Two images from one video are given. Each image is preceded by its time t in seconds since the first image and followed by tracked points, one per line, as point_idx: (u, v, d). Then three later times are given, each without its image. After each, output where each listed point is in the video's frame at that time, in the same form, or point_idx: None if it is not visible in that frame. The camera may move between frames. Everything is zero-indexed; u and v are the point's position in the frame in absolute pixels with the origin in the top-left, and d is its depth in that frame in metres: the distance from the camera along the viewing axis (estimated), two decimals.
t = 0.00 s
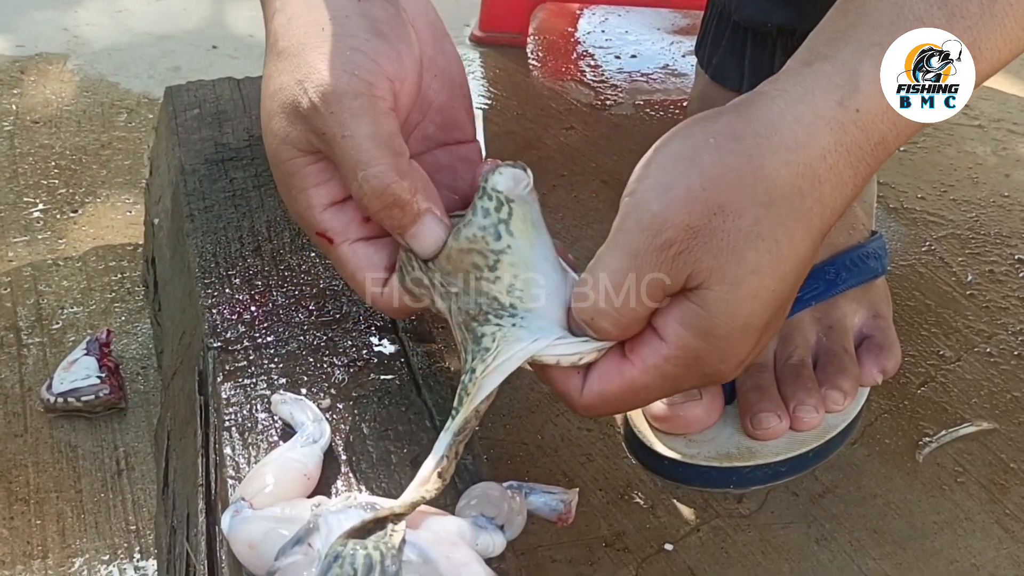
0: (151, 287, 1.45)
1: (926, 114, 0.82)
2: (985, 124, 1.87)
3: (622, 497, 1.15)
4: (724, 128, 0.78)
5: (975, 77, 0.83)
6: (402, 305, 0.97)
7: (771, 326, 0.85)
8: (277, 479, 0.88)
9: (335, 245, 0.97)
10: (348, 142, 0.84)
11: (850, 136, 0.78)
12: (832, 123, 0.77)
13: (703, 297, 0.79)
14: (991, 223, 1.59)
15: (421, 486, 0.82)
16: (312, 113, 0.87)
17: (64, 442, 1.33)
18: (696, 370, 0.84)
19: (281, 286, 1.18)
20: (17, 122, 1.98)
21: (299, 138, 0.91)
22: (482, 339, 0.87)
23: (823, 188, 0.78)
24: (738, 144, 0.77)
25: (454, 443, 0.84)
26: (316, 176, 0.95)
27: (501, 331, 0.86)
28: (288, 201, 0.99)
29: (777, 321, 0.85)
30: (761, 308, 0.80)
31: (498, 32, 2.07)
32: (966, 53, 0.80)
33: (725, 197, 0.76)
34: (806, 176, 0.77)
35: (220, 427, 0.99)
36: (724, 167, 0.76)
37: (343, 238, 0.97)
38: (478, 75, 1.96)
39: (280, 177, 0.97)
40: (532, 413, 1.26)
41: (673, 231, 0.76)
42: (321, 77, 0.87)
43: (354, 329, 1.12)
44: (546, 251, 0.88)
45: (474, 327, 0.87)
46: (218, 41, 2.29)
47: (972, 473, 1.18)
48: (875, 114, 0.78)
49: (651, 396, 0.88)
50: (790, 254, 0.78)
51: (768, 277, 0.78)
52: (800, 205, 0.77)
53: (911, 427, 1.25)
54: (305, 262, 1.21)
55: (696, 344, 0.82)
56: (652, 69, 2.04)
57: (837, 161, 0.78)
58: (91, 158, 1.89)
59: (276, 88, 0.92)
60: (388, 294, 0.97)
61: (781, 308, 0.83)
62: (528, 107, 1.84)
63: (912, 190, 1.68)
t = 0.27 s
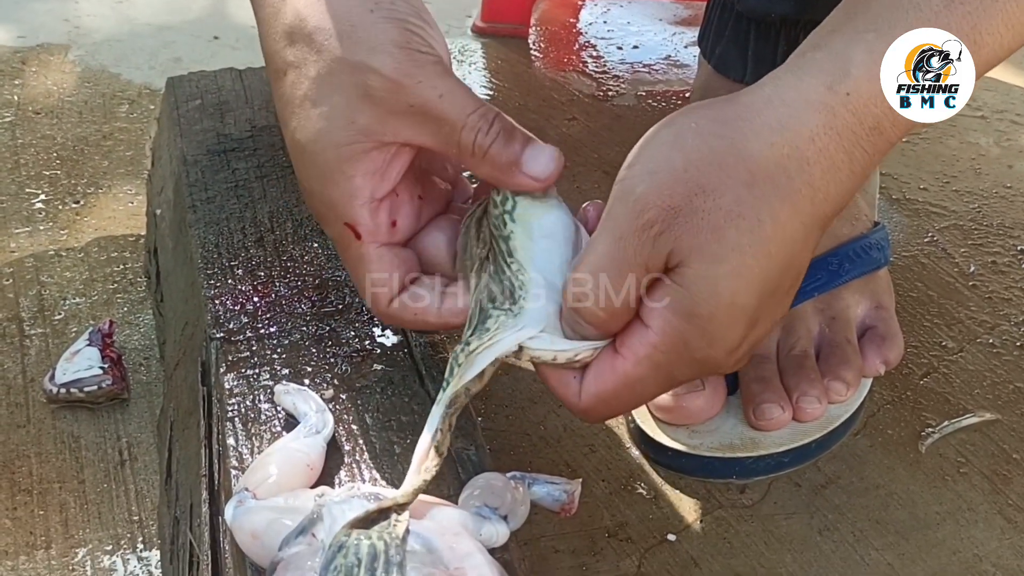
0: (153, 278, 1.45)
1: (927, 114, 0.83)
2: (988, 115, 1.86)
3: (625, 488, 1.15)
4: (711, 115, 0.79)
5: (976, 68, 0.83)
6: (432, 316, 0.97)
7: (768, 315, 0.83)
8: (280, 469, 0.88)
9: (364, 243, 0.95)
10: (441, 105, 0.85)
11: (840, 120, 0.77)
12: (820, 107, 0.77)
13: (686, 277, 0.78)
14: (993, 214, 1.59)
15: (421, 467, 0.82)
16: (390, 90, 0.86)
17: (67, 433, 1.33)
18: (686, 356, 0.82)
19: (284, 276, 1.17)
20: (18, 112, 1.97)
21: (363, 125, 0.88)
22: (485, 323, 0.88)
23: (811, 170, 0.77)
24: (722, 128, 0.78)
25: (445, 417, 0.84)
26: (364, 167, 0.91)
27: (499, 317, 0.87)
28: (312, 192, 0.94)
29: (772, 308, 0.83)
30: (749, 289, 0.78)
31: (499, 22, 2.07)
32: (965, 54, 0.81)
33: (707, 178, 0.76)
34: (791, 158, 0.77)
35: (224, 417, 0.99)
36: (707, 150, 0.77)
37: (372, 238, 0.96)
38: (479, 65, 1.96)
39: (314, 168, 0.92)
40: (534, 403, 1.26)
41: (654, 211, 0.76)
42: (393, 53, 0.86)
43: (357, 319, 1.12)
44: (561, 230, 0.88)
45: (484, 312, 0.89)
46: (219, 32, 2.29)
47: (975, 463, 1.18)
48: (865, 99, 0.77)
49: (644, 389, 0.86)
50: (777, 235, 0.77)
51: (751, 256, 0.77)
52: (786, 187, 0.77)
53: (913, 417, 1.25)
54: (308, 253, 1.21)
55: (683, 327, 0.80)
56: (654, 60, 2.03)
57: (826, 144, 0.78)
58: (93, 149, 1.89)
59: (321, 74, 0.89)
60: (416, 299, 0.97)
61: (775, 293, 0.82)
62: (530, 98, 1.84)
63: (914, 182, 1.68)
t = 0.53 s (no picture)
0: (154, 274, 1.45)
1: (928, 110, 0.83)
2: (988, 111, 1.86)
3: (626, 483, 1.16)
4: (683, 104, 0.76)
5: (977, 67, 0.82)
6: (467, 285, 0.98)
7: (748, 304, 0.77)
8: (281, 465, 0.88)
9: (384, 241, 0.95)
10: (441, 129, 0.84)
11: (810, 102, 0.74)
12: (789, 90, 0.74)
13: (649, 257, 0.74)
14: (994, 209, 1.59)
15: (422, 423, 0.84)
16: (394, 111, 0.85)
17: (68, 429, 1.33)
18: (655, 341, 0.77)
19: (285, 272, 1.17)
20: (19, 107, 1.97)
21: (366, 137, 0.87)
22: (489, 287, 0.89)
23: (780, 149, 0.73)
24: (689, 112, 0.75)
25: (446, 375, 0.85)
26: (370, 174, 0.91)
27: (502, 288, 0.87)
28: (319, 200, 0.94)
29: (754, 294, 0.77)
30: (719, 268, 0.73)
31: (500, 18, 2.07)
32: (966, 54, 0.79)
33: (670, 158, 0.73)
34: (758, 136, 0.73)
35: (225, 413, 0.99)
36: (673, 134, 0.74)
37: (390, 232, 0.95)
38: (480, 61, 1.95)
39: (315, 177, 0.91)
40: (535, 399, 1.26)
41: (619, 194, 0.74)
42: (400, 71, 0.85)
43: (358, 315, 1.12)
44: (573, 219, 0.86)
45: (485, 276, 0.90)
46: (220, 27, 2.28)
47: (976, 459, 1.18)
48: (837, 80, 0.74)
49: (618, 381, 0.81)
50: (744, 213, 0.73)
51: (717, 233, 0.72)
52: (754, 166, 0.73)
53: (914, 413, 1.25)
54: (309, 249, 1.21)
55: (649, 308, 0.75)
56: (655, 55, 2.03)
57: (797, 123, 0.74)
58: (94, 145, 1.89)
59: (325, 87, 0.87)
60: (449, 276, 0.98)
61: (755, 276, 0.76)
62: (531, 93, 1.83)
63: (915, 177, 1.68)
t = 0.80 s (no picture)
0: (155, 273, 1.45)
1: (925, 116, 0.84)
2: (988, 110, 1.86)
3: (626, 482, 1.16)
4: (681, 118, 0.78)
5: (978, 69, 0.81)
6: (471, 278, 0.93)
7: (757, 305, 0.76)
8: (282, 464, 0.88)
9: (389, 230, 0.93)
10: (401, 126, 0.83)
11: (805, 106, 0.75)
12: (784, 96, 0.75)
13: (654, 258, 0.74)
14: (994, 208, 1.59)
15: (424, 441, 0.83)
16: (360, 102, 0.86)
17: (69, 427, 1.33)
18: (664, 342, 0.76)
19: (286, 271, 1.17)
20: (20, 106, 1.97)
21: (340, 132, 0.89)
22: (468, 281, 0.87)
23: (778, 151, 0.74)
24: (687, 122, 0.76)
25: (446, 381, 0.83)
26: (356, 168, 0.91)
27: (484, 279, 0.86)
28: (323, 204, 0.95)
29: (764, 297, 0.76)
30: (728, 268, 0.73)
31: (501, 17, 2.07)
32: (965, 54, 0.80)
33: (671, 165, 0.74)
34: (756, 139, 0.74)
35: (226, 412, 0.99)
36: (672, 144, 0.75)
37: (394, 221, 0.93)
38: (480, 60, 1.95)
39: (312, 179, 0.93)
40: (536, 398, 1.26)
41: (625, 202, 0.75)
42: (364, 63, 0.86)
43: (359, 314, 1.12)
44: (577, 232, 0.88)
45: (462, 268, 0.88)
46: (221, 26, 2.29)
47: (976, 458, 1.18)
48: (829, 87, 0.75)
49: (630, 384, 0.79)
50: (746, 213, 0.73)
51: (721, 233, 0.72)
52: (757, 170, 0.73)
53: (914, 412, 1.25)
54: (310, 248, 1.21)
55: (658, 308, 0.74)
56: (655, 54, 2.03)
57: (794, 127, 0.74)
58: (95, 144, 1.89)
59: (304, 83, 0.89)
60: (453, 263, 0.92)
61: (765, 279, 0.75)
62: (531, 92, 1.84)
63: (915, 176, 1.68)
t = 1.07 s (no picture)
0: (153, 273, 1.45)
1: (932, 116, 0.81)
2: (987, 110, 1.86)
3: (623, 482, 1.16)
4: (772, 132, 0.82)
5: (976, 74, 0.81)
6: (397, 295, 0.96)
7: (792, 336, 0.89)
8: (279, 465, 0.88)
9: (324, 230, 0.98)
10: (379, 125, 0.86)
11: (900, 153, 0.81)
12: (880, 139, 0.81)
13: (723, 278, 0.82)
14: (992, 209, 1.59)
15: (408, 451, 0.86)
16: (345, 94, 0.90)
17: (67, 428, 1.34)
18: (716, 363, 0.87)
19: (284, 271, 1.17)
20: (19, 106, 1.97)
21: (315, 118, 0.94)
22: (426, 296, 0.88)
23: (864, 199, 0.81)
24: (785, 145, 0.81)
25: (417, 401, 0.88)
26: (319, 157, 0.96)
27: (445, 295, 0.87)
28: (275, 183, 1.00)
29: (802, 328, 0.88)
30: (784, 303, 0.83)
31: (500, 17, 2.07)
32: (966, 54, 0.81)
33: (763, 186, 0.80)
34: (850, 185, 0.81)
35: (223, 412, 0.99)
36: (774, 161, 0.80)
37: (335, 223, 0.98)
38: (479, 60, 1.95)
39: (277, 158, 0.98)
40: (533, 398, 1.26)
41: (708, 210, 0.80)
42: (356, 56, 0.91)
43: (357, 314, 1.12)
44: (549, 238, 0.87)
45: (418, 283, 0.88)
46: (220, 26, 2.29)
47: (973, 459, 1.18)
48: (926, 135, 0.81)
49: (667, 392, 0.91)
50: (817, 255, 0.82)
51: (793, 270, 0.82)
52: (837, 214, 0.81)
53: (912, 412, 1.25)
54: (308, 248, 1.21)
55: (718, 330, 0.84)
56: (653, 54, 2.03)
57: (885, 173, 0.82)
58: (93, 144, 1.89)
59: (294, 65, 0.94)
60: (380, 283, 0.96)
61: (808, 314, 0.86)
62: (530, 93, 1.84)
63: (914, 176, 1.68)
